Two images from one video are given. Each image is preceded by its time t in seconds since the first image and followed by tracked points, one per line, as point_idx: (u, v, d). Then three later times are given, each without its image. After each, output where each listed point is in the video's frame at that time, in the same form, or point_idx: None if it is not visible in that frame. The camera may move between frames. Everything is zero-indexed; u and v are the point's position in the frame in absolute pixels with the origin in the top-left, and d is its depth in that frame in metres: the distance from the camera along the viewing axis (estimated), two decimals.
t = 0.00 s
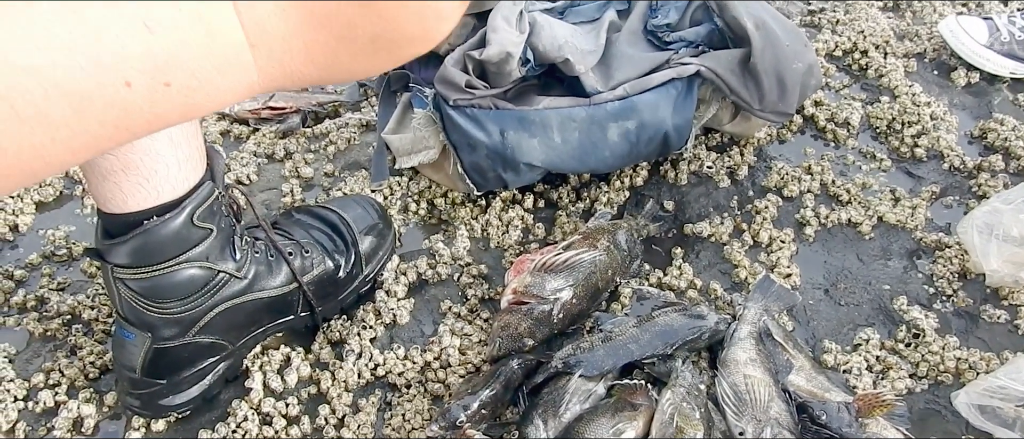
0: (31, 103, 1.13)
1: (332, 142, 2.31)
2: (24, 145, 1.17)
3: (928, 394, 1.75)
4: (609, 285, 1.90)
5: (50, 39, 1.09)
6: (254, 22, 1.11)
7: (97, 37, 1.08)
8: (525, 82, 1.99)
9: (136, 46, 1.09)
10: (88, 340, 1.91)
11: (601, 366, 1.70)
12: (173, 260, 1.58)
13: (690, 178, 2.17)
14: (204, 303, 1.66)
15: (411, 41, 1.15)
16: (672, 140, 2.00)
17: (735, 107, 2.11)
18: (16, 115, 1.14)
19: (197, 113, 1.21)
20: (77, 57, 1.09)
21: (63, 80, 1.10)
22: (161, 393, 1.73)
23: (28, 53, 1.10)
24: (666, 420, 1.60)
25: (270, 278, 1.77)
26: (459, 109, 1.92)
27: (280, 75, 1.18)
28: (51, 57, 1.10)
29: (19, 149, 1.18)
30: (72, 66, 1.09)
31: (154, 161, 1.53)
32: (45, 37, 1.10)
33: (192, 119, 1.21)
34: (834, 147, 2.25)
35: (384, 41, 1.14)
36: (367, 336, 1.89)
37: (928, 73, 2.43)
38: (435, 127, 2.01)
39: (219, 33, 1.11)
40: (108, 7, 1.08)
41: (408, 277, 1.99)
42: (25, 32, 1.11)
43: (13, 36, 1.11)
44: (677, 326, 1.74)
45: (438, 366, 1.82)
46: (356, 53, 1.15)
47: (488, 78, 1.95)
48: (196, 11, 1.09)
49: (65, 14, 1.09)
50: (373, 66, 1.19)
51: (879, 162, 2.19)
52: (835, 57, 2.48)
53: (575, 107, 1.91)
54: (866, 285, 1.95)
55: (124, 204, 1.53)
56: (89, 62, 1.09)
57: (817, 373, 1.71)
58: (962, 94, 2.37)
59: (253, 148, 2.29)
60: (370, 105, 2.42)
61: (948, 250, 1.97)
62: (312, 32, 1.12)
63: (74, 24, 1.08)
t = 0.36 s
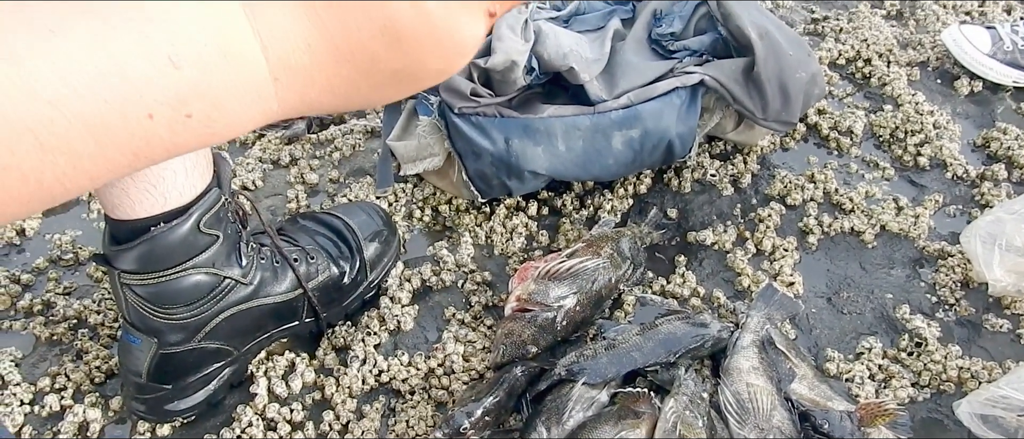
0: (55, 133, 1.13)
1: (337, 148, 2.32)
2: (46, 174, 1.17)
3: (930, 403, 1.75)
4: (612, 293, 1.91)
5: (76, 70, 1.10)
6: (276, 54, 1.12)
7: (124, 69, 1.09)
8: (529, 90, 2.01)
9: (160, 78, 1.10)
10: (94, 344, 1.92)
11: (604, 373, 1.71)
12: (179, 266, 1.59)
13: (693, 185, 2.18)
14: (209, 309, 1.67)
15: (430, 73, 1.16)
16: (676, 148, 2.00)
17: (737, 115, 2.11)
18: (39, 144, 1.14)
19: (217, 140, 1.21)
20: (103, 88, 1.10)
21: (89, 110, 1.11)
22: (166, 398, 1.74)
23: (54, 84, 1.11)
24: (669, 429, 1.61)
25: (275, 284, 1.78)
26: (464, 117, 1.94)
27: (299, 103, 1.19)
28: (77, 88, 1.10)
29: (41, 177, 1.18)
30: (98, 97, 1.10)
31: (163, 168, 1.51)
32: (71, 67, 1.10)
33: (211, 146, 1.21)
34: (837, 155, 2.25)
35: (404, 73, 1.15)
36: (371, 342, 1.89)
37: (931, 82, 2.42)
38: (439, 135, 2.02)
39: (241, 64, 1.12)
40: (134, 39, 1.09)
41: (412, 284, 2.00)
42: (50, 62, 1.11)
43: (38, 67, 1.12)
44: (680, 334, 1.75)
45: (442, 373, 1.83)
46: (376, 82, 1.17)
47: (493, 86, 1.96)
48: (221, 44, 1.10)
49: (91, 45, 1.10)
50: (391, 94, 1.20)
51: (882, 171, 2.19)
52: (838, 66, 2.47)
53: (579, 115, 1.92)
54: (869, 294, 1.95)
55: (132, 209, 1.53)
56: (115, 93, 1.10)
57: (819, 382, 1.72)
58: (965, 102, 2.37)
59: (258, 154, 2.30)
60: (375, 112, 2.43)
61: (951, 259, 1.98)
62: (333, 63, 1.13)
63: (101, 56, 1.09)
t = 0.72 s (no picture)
0: (63, 151, 1.09)
1: (343, 155, 2.33)
2: (48, 193, 1.14)
3: (932, 414, 1.75)
4: (616, 301, 1.91)
5: (85, 90, 1.05)
6: (292, 78, 1.13)
7: (139, 90, 1.06)
8: (534, 98, 2.02)
9: (176, 99, 1.08)
10: (101, 348, 1.94)
11: (607, 382, 1.71)
12: (186, 272, 1.60)
13: (697, 194, 2.19)
14: (216, 315, 1.68)
15: (437, 95, 1.22)
16: (680, 157, 2.02)
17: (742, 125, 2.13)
18: (44, 165, 1.10)
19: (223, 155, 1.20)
20: (116, 108, 1.06)
21: (100, 132, 1.07)
22: (172, 403, 1.75)
23: (58, 103, 1.05)
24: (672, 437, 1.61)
25: (281, 291, 1.79)
26: (469, 124, 1.94)
27: (307, 123, 1.21)
28: (87, 109, 1.06)
29: (41, 196, 1.14)
30: (111, 118, 1.07)
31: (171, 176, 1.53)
32: (80, 87, 1.05)
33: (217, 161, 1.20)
34: (841, 165, 2.26)
35: (413, 98, 1.21)
36: (376, 349, 1.90)
37: (935, 92, 2.42)
38: (445, 142, 2.04)
39: (256, 85, 1.12)
40: (151, 60, 1.05)
41: (417, 290, 2.01)
42: (54, 80, 1.05)
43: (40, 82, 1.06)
44: (683, 343, 1.75)
45: (446, 379, 1.84)
46: (384, 103, 1.21)
47: (499, 94, 1.98)
48: (238, 67, 1.09)
49: (103, 64, 1.05)
50: (395, 112, 1.24)
51: (886, 181, 2.20)
52: (842, 75, 2.47)
53: (585, 124, 1.93)
54: (872, 304, 1.96)
55: (141, 216, 1.54)
56: (128, 115, 1.07)
57: (822, 392, 1.72)
58: (969, 113, 2.36)
59: (264, 159, 2.32)
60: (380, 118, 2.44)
61: (954, 269, 1.99)
62: (346, 86, 1.16)
63: (114, 76, 1.05)
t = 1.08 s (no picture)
0: (76, 172, 1.08)
1: (349, 164, 2.34)
2: (55, 216, 1.13)
3: (936, 426, 1.75)
4: (620, 312, 1.92)
5: (98, 115, 1.05)
6: (302, 109, 1.12)
7: (153, 117, 1.05)
8: (540, 109, 2.02)
9: (190, 126, 1.07)
10: (108, 356, 1.95)
11: (611, 392, 1.72)
12: (194, 281, 1.61)
13: (702, 205, 2.20)
14: (223, 324, 1.69)
15: (438, 130, 1.21)
16: (685, 169, 2.03)
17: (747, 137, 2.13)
18: (54, 187, 1.09)
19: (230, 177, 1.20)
20: (131, 132, 1.05)
21: (113, 156, 1.07)
22: (179, 411, 1.76)
23: (70, 127, 1.05)
24: None
25: (287, 300, 1.80)
26: (476, 136, 1.97)
27: (314, 149, 1.20)
28: (100, 133, 1.05)
29: (49, 219, 1.13)
30: (123, 144, 1.06)
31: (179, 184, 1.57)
32: (93, 112, 1.04)
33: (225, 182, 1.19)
34: (845, 177, 2.26)
35: (414, 133, 1.20)
36: (381, 358, 1.91)
37: (940, 105, 2.42)
38: (450, 153, 2.05)
39: (267, 115, 1.11)
40: (165, 87, 1.05)
41: (422, 300, 2.02)
42: (68, 104, 1.05)
43: (55, 106, 1.05)
44: (687, 354, 1.76)
45: (451, 389, 1.85)
46: (388, 135, 1.19)
47: (505, 105, 1.99)
48: (250, 97, 1.08)
49: (117, 89, 1.04)
50: (400, 143, 1.23)
51: (890, 193, 2.21)
52: (846, 87, 2.48)
53: (590, 136, 1.95)
54: (876, 316, 1.96)
55: (149, 226, 1.57)
56: (141, 140, 1.06)
57: (826, 404, 1.71)
58: (974, 125, 2.36)
59: (271, 169, 2.33)
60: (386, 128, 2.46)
61: (958, 282, 1.99)
62: (353, 119, 1.14)
63: (130, 103, 1.04)
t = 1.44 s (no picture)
0: (91, 190, 1.04)
1: (355, 173, 2.35)
2: (57, 233, 1.09)
3: (941, 436, 1.76)
4: (625, 321, 1.93)
5: (114, 136, 1.02)
6: (310, 132, 1.11)
7: (169, 139, 1.04)
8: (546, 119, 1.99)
9: (204, 146, 1.06)
10: (115, 365, 1.96)
11: (617, 401, 1.72)
12: (201, 291, 1.62)
13: (707, 214, 2.20)
14: (230, 333, 1.70)
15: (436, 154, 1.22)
16: (690, 178, 2.03)
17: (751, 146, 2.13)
18: (66, 205, 1.05)
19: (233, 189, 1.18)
20: (148, 152, 1.03)
21: (127, 177, 1.04)
22: (186, 420, 1.77)
23: (85, 148, 1.01)
24: None
25: (294, 309, 1.81)
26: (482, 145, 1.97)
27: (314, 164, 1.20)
28: (116, 155, 1.02)
29: (50, 236, 1.09)
30: (138, 165, 1.04)
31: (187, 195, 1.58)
32: (110, 133, 1.01)
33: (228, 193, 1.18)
34: (850, 186, 2.27)
35: (414, 155, 1.21)
36: (387, 366, 1.92)
37: (945, 113, 2.41)
38: (456, 162, 2.06)
39: (276, 137, 1.10)
40: (183, 111, 1.03)
41: (428, 309, 2.03)
42: (82, 124, 1.01)
43: (67, 125, 1.02)
44: (692, 363, 1.76)
45: (456, 397, 1.85)
46: (388, 156, 1.20)
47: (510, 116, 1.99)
48: (263, 123, 1.08)
49: (134, 112, 1.02)
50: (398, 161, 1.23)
51: (895, 202, 2.21)
52: (851, 96, 2.48)
53: (595, 145, 1.96)
54: (880, 326, 1.96)
55: (158, 236, 1.57)
56: (157, 162, 1.05)
57: (832, 413, 1.72)
58: (979, 134, 2.36)
59: (277, 177, 2.34)
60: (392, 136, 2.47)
61: (963, 292, 1.99)
62: (358, 143, 1.15)
63: (148, 123, 1.02)
